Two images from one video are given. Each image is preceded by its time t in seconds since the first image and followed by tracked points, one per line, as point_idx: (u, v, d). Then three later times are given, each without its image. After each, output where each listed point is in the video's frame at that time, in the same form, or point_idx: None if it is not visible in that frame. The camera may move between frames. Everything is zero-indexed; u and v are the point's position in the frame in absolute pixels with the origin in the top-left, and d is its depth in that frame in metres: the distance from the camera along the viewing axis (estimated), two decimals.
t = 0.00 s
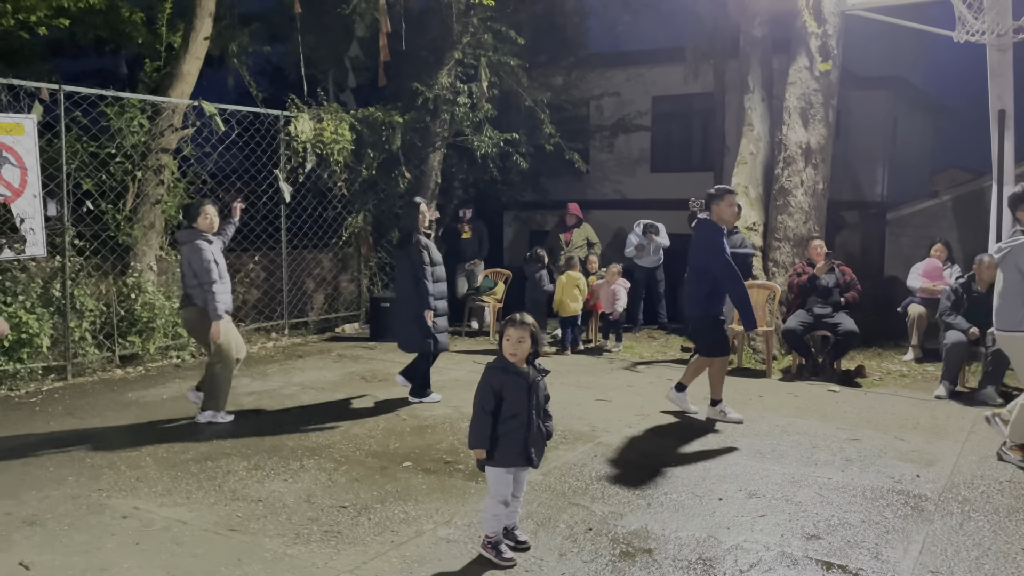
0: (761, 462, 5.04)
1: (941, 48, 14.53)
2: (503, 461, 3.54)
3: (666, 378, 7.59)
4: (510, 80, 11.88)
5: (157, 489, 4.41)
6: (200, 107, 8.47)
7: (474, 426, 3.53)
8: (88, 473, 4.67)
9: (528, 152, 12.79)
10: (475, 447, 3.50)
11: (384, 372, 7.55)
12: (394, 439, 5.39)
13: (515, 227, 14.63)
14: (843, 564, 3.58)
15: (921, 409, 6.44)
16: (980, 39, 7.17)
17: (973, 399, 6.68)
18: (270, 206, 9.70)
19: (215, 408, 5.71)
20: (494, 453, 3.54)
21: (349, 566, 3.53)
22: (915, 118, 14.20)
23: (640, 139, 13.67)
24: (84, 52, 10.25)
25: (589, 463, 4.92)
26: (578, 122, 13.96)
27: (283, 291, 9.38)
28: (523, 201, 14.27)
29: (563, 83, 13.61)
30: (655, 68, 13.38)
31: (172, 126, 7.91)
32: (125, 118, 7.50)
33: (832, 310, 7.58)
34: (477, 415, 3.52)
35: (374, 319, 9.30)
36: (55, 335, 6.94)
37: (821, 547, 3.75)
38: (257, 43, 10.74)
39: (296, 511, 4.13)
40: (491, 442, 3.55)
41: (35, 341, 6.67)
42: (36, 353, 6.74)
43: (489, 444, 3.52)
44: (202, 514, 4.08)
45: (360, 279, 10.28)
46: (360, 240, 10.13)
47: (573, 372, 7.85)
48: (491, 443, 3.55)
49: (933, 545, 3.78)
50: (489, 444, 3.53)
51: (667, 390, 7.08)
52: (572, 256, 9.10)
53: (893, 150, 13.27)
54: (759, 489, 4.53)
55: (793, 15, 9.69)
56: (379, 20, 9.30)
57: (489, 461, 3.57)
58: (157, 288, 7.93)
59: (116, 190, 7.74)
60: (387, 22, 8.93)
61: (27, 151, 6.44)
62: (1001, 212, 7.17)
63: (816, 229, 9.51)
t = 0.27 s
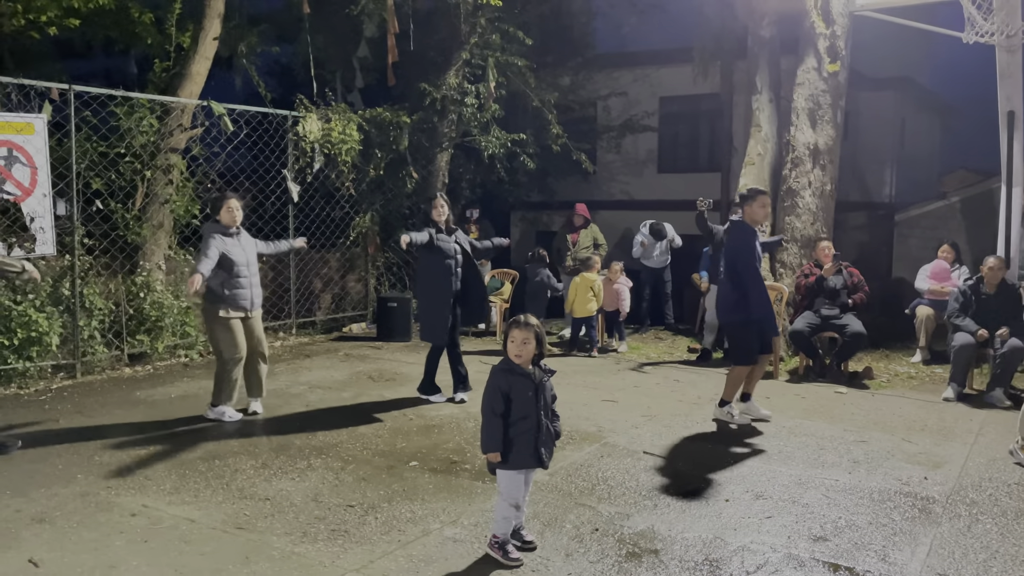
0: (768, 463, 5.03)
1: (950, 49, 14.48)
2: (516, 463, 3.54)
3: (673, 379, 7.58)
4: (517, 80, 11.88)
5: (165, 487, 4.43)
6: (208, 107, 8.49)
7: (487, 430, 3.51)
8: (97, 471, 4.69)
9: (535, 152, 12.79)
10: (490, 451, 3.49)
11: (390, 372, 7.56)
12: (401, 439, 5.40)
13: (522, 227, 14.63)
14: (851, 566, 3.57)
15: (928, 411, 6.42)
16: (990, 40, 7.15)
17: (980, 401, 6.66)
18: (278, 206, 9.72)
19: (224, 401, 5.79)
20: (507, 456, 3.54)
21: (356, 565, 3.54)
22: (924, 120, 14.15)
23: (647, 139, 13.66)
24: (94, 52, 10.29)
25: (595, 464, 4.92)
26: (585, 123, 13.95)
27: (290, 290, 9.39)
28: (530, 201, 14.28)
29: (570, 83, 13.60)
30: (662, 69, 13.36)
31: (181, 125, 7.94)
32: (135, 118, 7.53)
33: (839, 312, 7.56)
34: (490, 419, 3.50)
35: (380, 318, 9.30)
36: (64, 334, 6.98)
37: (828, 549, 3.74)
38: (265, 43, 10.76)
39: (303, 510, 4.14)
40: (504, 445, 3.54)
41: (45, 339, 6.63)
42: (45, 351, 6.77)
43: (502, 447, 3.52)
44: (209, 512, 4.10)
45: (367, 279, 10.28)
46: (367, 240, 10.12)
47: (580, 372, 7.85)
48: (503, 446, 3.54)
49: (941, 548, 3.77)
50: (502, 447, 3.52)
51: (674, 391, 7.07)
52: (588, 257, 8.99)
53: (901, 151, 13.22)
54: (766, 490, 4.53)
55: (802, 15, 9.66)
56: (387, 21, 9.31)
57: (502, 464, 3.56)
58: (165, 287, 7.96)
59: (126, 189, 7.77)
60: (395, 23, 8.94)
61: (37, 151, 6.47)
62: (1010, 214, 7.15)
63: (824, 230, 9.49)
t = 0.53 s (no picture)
0: (775, 465, 5.02)
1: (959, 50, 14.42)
2: (515, 466, 3.54)
3: (679, 380, 7.58)
4: (524, 80, 11.88)
5: (173, 486, 4.45)
6: (216, 107, 8.51)
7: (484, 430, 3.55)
8: (105, 469, 4.71)
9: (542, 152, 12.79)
10: (486, 451, 3.51)
11: (397, 372, 7.57)
12: (407, 438, 5.41)
13: (529, 227, 14.63)
14: (857, 568, 3.57)
15: (936, 413, 6.40)
16: (999, 41, 7.11)
17: (989, 403, 6.63)
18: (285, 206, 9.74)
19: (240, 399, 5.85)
20: (505, 458, 3.55)
21: (363, 564, 3.56)
22: (932, 120, 14.10)
23: (654, 140, 13.64)
24: (103, 53, 10.34)
25: (601, 464, 4.93)
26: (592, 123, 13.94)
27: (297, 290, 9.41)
28: (536, 201, 14.28)
29: (577, 83, 13.59)
30: (669, 69, 13.35)
31: (189, 125, 7.97)
32: (143, 118, 7.57)
33: (846, 314, 7.54)
34: (487, 419, 3.54)
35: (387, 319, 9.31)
36: (73, 333, 7.01)
37: (835, 551, 3.74)
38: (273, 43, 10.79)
39: (310, 509, 4.15)
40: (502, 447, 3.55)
41: (54, 337, 6.73)
42: (54, 350, 6.81)
43: (499, 448, 3.53)
44: (217, 511, 4.11)
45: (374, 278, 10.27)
46: (374, 240, 10.11)
47: (586, 373, 7.85)
48: (501, 447, 3.55)
49: (948, 550, 3.76)
50: (499, 448, 3.54)
51: (680, 391, 7.07)
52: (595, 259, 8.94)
53: (909, 153, 13.17)
54: (773, 492, 4.52)
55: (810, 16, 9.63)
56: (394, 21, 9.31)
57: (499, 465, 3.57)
58: (173, 286, 7.99)
59: (134, 189, 7.80)
60: (402, 23, 8.94)
61: (46, 150, 6.50)
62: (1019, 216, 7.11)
63: (831, 231, 9.47)
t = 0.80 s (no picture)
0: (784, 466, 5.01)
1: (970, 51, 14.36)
2: (515, 464, 3.55)
3: (688, 381, 7.57)
4: (533, 81, 11.88)
5: (184, 484, 4.47)
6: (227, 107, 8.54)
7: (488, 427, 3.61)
8: (117, 467, 4.74)
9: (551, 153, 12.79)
10: (486, 449, 3.57)
11: (406, 371, 7.58)
12: (417, 438, 5.42)
13: (538, 227, 14.63)
14: (866, 570, 3.56)
15: (947, 415, 6.38)
16: (1012, 42, 7.08)
17: (1000, 406, 6.60)
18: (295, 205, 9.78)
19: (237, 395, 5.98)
20: (505, 456, 3.57)
21: (373, 562, 3.57)
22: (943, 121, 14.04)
23: (663, 140, 13.62)
24: (114, 53, 10.40)
25: (610, 465, 4.93)
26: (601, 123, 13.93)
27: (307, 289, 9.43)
28: (545, 201, 14.28)
29: (587, 84, 13.58)
30: (679, 70, 13.32)
31: (200, 125, 8.01)
32: (155, 118, 7.60)
33: (857, 315, 7.51)
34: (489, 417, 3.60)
35: (396, 318, 9.33)
36: (84, 331, 7.06)
37: (845, 552, 3.73)
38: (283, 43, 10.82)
39: (320, 507, 4.17)
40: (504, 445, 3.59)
41: (67, 335, 6.77)
42: (66, 348, 6.85)
43: (500, 446, 3.57)
44: (228, 509, 4.13)
45: (383, 278, 10.33)
46: (384, 240, 10.15)
47: (595, 374, 7.85)
48: (503, 445, 3.59)
49: (959, 552, 3.75)
50: (500, 446, 3.57)
51: (689, 392, 7.06)
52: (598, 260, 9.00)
53: (919, 153, 13.13)
54: (782, 493, 4.51)
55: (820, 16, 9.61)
56: (404, 21, 9.33)
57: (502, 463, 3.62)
58: (184, 285, 8.04)
59: (146, 189, 7.85)
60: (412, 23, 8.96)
61: (59, 150, 6.54)
62: None
63: (842, 232, 9.44)
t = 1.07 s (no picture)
0: (795, 467, 5.00)
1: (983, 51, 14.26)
2: (526, 464, 3.56)
3: (698, 381, 7.56)
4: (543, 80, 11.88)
5: (196, 481, 4.50)
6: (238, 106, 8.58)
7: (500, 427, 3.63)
8: (129, 464, 4.77)
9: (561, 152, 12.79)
10: (497, 448, 3.58)
11: (416, 371, 7.60)
12: (427, 437, 5.44)
13: (547, 227, 14.63)
14: (877, 571, 3.55)
15: (959, 416, 6.35)
16: None
17: (1012, 408, 6.56)
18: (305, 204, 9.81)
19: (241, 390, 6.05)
20: (516, 456, 3.58)
21: (383, 560, 3.58)
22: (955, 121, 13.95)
23: (673, 140, 13.59)
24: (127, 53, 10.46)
25: (620, 464, 4.93)
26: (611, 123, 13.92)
27: (317, 288, 9.47)
28: (554, 201, 14.28)
29: (597, 83, 13.57)
30: (689, 69, 13.30)
31: (212, 125, 8.04)
32: (167, 117, 7.62)
33: (868, 315, 7.48)
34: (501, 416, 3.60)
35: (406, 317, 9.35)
36: (97, 329, 7.11)
37: (856, 554, 3.72)
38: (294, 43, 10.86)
39: (331, 505, 4.19)
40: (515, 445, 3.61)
41: (79, 333, 6.82)
42: (78, 346, 6.89)
43: (512, 446, 3.58)
44: (239, 506, 4.15)
45: (393, 277, 10.35)
46: (393, 239, 10.19)
47: (604, 373, 7.84)
48: (515, 445, 3.60)
49: (971, 554, 3.73)
50: (512, 445, 3.58)
51: (699, 392, 7.05)
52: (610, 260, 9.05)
53: (931, 154, 13.00)
54: (793, 494, 4.50)
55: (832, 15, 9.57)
56: (415, 21, 9.33)
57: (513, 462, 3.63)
58: (196, 284, 8.08)
59: (158, 188, 7.89)
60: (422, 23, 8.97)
61: (72, 149, 6.59)
62: None
63: (853, 232, 9.40)
